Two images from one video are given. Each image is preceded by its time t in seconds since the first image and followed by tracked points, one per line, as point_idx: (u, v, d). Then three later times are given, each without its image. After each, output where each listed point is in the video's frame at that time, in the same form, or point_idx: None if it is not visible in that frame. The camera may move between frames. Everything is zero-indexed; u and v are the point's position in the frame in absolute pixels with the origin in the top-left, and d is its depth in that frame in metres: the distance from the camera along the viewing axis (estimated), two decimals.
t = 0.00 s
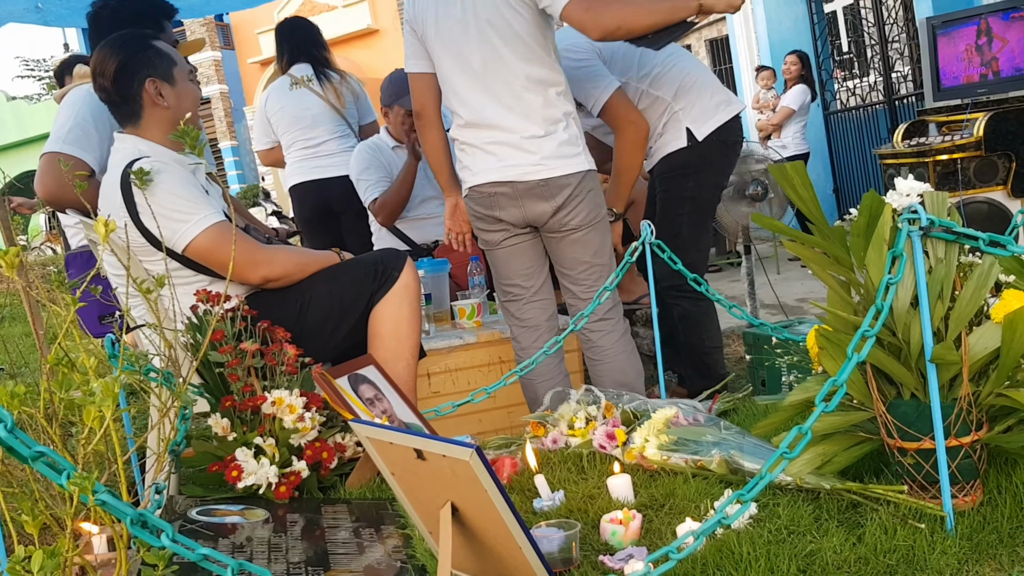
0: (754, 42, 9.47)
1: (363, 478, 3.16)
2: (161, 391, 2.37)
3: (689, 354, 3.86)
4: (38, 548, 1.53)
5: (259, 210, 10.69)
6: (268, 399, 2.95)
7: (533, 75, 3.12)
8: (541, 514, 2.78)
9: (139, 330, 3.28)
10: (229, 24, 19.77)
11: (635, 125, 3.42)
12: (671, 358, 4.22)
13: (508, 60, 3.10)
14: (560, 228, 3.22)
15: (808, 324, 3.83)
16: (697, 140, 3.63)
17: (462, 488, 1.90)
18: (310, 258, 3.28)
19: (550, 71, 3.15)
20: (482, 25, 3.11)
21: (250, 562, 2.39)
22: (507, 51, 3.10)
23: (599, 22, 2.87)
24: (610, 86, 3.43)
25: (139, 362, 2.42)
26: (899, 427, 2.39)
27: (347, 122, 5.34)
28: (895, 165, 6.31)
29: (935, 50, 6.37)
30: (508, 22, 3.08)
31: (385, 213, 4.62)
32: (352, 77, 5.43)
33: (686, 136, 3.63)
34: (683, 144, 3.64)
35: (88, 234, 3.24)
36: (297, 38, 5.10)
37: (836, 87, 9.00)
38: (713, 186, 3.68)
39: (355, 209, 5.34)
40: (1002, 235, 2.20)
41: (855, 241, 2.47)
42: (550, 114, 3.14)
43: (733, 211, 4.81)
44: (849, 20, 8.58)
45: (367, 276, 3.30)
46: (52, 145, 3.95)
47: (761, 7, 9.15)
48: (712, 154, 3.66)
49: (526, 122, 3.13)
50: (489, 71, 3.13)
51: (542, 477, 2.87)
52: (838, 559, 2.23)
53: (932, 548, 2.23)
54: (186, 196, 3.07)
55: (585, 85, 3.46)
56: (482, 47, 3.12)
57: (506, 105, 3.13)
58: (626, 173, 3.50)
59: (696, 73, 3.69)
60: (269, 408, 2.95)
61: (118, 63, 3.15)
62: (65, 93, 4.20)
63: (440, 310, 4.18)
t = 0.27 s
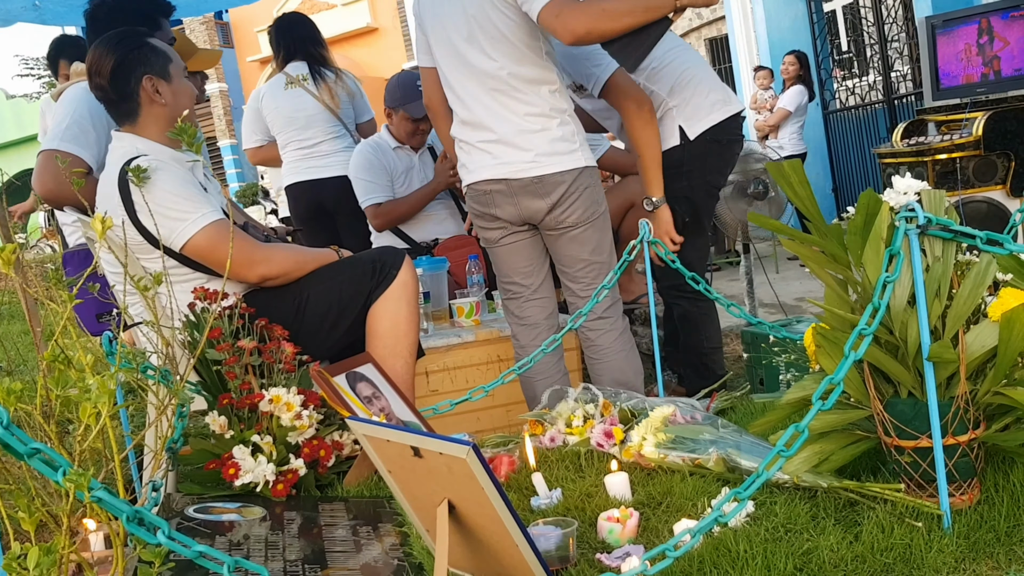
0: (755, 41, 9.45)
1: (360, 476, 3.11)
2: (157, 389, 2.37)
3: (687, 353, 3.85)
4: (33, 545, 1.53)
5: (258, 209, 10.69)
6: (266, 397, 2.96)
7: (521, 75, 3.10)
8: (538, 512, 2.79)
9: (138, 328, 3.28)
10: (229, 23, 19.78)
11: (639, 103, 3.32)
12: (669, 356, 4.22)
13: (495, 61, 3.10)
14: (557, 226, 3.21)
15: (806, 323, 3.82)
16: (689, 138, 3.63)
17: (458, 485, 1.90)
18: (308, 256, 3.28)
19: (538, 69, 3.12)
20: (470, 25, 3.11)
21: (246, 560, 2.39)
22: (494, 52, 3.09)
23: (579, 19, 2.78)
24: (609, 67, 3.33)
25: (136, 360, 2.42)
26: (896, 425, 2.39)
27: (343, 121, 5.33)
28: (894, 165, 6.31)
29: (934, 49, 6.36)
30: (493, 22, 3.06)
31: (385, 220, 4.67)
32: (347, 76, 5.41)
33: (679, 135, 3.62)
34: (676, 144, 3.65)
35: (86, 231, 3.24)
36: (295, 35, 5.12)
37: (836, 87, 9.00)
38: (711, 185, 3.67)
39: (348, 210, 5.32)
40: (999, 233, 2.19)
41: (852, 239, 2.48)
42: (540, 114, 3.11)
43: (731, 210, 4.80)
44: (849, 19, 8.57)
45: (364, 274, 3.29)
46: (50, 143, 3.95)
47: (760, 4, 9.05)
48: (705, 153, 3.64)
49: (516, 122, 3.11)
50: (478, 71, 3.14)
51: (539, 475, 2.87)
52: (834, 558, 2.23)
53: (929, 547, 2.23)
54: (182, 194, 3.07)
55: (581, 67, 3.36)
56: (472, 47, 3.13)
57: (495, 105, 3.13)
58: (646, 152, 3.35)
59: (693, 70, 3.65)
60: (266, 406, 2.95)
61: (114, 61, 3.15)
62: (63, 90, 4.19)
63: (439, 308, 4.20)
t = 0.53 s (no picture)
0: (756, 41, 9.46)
1: (362, 475, 3.12)
2: (159, 388, 2.37)
3: (690, 354, 3.85)
4: (35, 545, 1.53)
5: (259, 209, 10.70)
6: (268, 396, 2.96)
7: (531, 74, 3.10)
8: (540, 512, 2.79)
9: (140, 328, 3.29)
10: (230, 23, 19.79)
11: (647, 90, 3.31)
12: (671, 356, 4.21)
13: (505, 60, 3.10)
14: (564, 225, 3.21)
15: (808, 323, 3.82)
16: (691, 140, 3.63)
17: (460, 485, 1.90)
18: (311, 256, 3.28)
19: (548, 69, 3.12)
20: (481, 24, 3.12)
21: (248, 559, 2.39)
22: (504, 51, 3.09)
23: (586, 15, 2.71)
24: (617, 55, 3.31)
25: (139, 359, 2.42)
26: (899, 425, 2.39)
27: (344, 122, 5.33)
28: (896, 165, 6.30)
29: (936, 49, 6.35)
30: (504, 21, 3.07)
31: (381, 222, 4.68)
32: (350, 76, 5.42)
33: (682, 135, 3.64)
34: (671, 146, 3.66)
35: (88, 231, 3.24)
36: (295, 35, 5.13)
37: (837, 87, 8.99)
38: (714, 185, 3.67)
39: (352, 210, 5.32)
40: (1002, 233, 2.19)
41: (856, 239, 2.46)
42: (550, 113, 3.11)
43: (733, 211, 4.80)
44: (850, 19, 8.56)
45: (366, 274, 3.29)
46: (52, 142, 3.95)
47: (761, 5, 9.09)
48: (708, 153, 3.61)
49: (525, 121, 3.11)
50: (488, 70, 3.14)
51: (541, 475, 2.87)
52: (837, 558, 2.23)
53: (932, 547, 2.22)
54: (185, 194, 3.07)
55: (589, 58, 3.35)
56: (482, 47, 3.13)
57: (502, 103, 3.13)
58: (660, 138, 3.35)
59: (699, 70, 3.65)
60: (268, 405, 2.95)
61: (116, 60, 3.15)
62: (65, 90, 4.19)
63: (439, 308, 4.17)
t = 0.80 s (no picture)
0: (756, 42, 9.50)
1: (364, 478, 3.14)
2: (162, 391, 2.38)
3: (692, 356, 3.85)
4: (41, 549, 1.53)
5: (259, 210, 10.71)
6: (270, 400, 2.96)
7: (544, 76, 3.11)
8: (542, 514, 2.79)
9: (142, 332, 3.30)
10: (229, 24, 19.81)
11: (660, 88, 3.31)
12: (673, 358, 4.22)
13: (512, 61, 3.11)
14: (573, 225, 3.22)
15: (809, 325, 3.83)
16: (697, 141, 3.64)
17: (464, 489, 1.90)
18: (313, 258, 3.29)
19: (560, 69, 3.13)
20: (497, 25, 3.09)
21: (252, 562, 2.39)
22: (513, 53, 3.10)
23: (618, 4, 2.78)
24: (629, 52, 3.33)
25: (142, 362, 2.42)
26: (900, 427, 2.39)
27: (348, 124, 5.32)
28: (896, 165, 6.31)
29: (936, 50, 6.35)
30: (522, 22, 3.06)
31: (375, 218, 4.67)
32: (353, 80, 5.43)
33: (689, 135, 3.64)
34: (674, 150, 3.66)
35: (90, 234, 3.25)
36: (298, 37, 5.16)
37: (836, 87, 9.00)
38: (716, 187, 3.67)
39: (354, 212, 5.33)
40: (1003, 235, 2.20)
41: (857, 242, 2.46)
42: (562, 114, 3.14)
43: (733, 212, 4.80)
44: (850, 19, 8.57)
45: (367, 277, 3.30)
46: (54, 146, 3.96)
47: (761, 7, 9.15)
48: (714, 155, 3.62)
49: (537, 122, 3.13)
50: (495, 71, 3.15)
51: (543, 477, 2.88)
52: (840, 560, 2.23)
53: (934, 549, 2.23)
54: (187, 197, 3.07)
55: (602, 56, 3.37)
56: (497, 46, 3.11)
57: (510, 104, 3.15)
58: (671, 136, 3.35)
59: (705, 70, 3.64)
60: (271, 408, 2.95)
61: (118, 62, 3.15)
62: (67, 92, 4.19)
63: (440, 310, 4.16)
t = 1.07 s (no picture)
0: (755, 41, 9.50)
1: (362, 478, 3.15)
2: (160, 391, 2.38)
3: (692, 355, 3.85)
4: (37, 549, 1.53)
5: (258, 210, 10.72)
6: (268, 399, 2.96)
7: (552, 73, 3.12)
8: (541, 513, 2.79)
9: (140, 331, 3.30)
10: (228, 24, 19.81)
11: (670, 75, 3.32)
12: (672, 357, 4.22)
13: (514, 60, 3.13)
14: (578, 224, 3.23)
15: (808, 323, 3.83)
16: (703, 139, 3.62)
17: (461, 488, 1.90)
18: (311, 257, 3.29)
19: (568, 64, 3.16)
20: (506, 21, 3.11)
21: (250, 562, 2.39)
22: (515, 52, 3.12)
23: None
24: (638, 39, 3.34)
25: (139, 362, 2.42)
26: (898, 426, 2.39)
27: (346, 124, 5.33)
28: (894, 164, 6.31)
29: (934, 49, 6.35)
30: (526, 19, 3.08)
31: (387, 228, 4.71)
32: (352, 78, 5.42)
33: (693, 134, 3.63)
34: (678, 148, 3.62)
35: (88, 234, 3.25)
36: (297, 37, 5.15)
37: (835, 86, 8.99)
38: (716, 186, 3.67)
39: (355, 212, 5.33)
40: (1000, 233, 2.20)
41: (854, 241, 2.47)
42: (570, 113, 3.14)
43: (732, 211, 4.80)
44: (847, 18, 8.55)
45: (366, 276, 3.30)
46: (52, 145, 3.96)
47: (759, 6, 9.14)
48: (720, 153, 3.61)
49: (544, 122, 3.13)
50: (496, 71, 3.16)
51: (541, 476, 2.88)
52: (837, 559, 2.23)
53: (932, 547, 2.23)
54: (186, 197, 3.07)
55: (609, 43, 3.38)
56: (505, 44, 3.12)
57: (514, 101, 3.15)
58: (680, 121, 3.35)
59: (708, 67, 3.64)
60: (269, 408, 2.95)
61: (116, 61, 3.15)
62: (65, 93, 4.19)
63: (439, 310, 4.17)
